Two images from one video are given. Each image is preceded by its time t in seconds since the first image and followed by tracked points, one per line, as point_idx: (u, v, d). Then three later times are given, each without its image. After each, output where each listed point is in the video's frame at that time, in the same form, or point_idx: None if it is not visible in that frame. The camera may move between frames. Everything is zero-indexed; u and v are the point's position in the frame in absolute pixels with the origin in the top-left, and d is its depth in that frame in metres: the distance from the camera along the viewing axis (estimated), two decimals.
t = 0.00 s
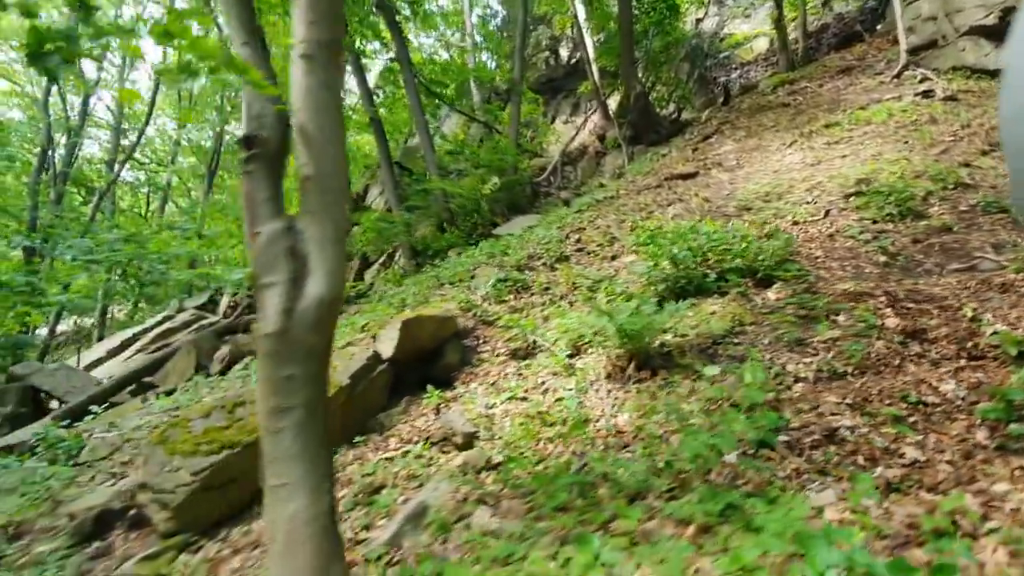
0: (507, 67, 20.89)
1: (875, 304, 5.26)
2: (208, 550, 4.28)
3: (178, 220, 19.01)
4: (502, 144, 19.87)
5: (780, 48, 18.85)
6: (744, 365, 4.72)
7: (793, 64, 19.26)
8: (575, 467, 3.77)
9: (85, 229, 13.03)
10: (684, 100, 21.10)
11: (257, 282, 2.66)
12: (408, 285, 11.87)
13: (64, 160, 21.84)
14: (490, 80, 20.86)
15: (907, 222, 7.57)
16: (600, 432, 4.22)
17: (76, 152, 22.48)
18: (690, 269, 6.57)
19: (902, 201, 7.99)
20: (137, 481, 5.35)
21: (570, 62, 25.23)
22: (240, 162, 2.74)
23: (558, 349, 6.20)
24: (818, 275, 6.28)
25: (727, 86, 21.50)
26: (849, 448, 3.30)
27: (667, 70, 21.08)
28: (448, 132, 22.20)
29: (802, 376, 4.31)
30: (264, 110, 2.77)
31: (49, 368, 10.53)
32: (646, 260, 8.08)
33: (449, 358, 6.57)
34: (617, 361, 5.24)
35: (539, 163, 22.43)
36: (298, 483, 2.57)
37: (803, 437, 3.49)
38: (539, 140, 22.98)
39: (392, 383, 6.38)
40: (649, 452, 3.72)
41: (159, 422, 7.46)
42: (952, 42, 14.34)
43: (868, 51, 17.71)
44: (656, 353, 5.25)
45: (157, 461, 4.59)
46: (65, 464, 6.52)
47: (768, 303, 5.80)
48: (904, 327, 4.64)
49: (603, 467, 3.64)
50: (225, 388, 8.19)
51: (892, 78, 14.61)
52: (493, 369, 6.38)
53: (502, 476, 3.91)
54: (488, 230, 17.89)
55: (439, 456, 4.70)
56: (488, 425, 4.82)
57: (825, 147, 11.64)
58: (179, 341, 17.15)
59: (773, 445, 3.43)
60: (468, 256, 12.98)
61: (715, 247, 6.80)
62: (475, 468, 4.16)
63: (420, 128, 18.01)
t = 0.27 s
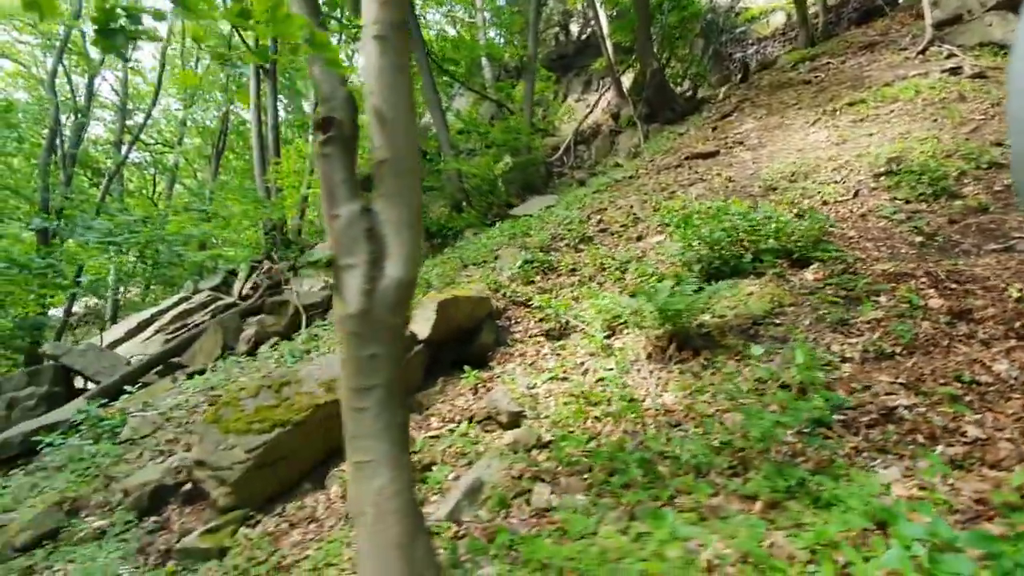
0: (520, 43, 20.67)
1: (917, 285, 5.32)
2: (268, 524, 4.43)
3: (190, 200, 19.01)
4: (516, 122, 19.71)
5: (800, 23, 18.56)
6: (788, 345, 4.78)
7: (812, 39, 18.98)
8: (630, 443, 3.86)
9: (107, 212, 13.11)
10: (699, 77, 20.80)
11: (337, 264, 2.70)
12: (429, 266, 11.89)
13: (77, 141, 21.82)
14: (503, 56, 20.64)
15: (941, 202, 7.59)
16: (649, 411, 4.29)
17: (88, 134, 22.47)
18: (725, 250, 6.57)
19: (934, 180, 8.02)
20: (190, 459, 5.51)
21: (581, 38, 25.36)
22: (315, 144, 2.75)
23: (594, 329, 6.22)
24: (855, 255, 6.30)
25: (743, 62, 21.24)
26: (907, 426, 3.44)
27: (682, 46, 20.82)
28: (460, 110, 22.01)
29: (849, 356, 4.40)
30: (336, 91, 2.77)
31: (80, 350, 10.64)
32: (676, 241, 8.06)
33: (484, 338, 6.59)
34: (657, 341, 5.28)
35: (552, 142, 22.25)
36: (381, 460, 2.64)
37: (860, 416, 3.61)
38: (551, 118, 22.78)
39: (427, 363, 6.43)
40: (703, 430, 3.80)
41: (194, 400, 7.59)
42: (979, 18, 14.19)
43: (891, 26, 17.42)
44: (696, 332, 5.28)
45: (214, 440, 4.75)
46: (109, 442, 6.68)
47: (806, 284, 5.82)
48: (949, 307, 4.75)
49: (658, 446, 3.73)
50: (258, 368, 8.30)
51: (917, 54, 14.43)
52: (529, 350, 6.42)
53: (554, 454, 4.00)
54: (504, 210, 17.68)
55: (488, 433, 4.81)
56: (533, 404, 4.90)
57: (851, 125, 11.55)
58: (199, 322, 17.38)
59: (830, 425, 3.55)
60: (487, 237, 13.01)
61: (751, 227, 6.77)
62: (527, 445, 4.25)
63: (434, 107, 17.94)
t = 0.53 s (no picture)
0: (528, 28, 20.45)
1: (957, 271, 5.27)
2: (311, 512, 4.42)
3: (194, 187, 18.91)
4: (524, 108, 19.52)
5: (813, 8, 18.37)
6: (831, 332, 4.75)
7: (825, 24, 18.80)
8: (681, 430, 3.83)
9: (115, 201, 13.04)
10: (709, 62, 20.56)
11: (404, 249, 2.63)
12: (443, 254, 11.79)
13: (78, 128, 21.61)
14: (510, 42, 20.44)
15: (970, 188, 7.54)
16: (695, 398, 4.26)
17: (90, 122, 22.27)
18: (754, 237, 6.52)
19: (962, 167, 7.97)
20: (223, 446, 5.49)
21: (587, 23, 25.16)
22: (381, 125, 2.65)
23: (624, 316, 6.15)
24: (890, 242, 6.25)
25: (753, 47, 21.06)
26: (968, 413, 3.43)
27: (692, 30, 20.60)
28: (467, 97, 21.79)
29: (897, 343, 4.38)
30: (397, 71, 2.63)
31: (96, 338, 10.59)
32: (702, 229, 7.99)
33: (513, 326, 6.52)
34: (695, 328, 5.23)
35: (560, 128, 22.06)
36: (452, 449, 2.60)
37: (917, 403, 3.61)
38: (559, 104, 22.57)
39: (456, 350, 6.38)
40: (758, 416, 3.80)
41: (216, 388, 7.56)
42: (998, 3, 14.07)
43: (906, 10, 17.25)
44: (734, 319, 5.23)
45: (254, 427, 4.72)
46: (135, 430, 6.65)
47: (842, 271, 5.78)
48: (995, 294, 4.73)
49: (712, 433, 3.71)
50: (278, 356, 8.25)
51: (935, 39, 14.31)
52: (558, 337, 6.38)
53: (602, 441, 3.97)
54: (514, 197, 17.44)
55: (528, 420, 4.78)
56: (572, 392, 4.86)
57: (871, 112, 11.46)
58: (208, 311, 17.44)
59: (888, 412, 3.54)
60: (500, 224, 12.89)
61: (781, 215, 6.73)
62: (572, 432, 4.21)
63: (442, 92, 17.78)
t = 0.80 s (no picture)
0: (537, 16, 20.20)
1: (1009, 259, 5.14)
2: (354, 507, 4.30)
3: (202, 179, 18.81)
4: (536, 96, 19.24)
5: None
6: (885, 324, 4.62)
7: (842, 10, 18.53)
8: (741, 422, 3.71)
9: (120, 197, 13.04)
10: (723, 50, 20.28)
11: (479, 234, 2.48)
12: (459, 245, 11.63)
13: (81, 120, 21.40)
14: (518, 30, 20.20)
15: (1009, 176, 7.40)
16: (750, 390, 4.13)
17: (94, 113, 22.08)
18: (795, 223, 6.34)
19: (998, 154, 7.82)
20: (255, 440, 5.38)
21: (594, 11, 24.97)
22: (453, 101, 2.50)
23: (660, 306, 5.98)
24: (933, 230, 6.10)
25: (766, 34, 20.80)
26: None
27: (704, 17, 20.34)
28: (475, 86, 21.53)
29: (957, 333, 4.26)
30: (464, 46, 2.47)
31: (111, 331, 10.47)
32: (732, 218, 7.81)
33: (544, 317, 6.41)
34: (740, 319, 5.10)
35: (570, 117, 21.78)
36: (530, 444, 2.48)
37: (994, 395, 3.49)
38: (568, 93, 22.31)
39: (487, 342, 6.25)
40: (822, 410, 3.69)
41: (238, 381, 7.44)
42: None
43: None
44: (779, 309, 5.10)
45: (292, 421, 4.60)
46: (159, 424, 6.54)
47: (887, 260, 5.64)
48: None
49: (776, 428, 3.59)
50: (299, 348, 8.13)
51: (957, 25, 14.11)
52: (591, 328, 6.23)
53: (658, 435, 3.84)
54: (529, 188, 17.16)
55: (572, 413, 4.66)
56: (616, 384, 4.71)
57: (897, 99, 11.30)
58: (218, 303, 17.29)
59: (963, 405, 3.42)
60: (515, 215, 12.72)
61: (819, 201, 6.53)
62: (622, 425, 4.08)
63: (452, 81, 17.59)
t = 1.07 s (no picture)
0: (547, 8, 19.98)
1: None
2: (399, 507, 4.19)
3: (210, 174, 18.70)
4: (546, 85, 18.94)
5: None
6: (942, 319, 4.53)
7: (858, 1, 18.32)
8: (806, 420, 3.64)
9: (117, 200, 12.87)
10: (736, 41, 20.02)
11: (563, 225, 2.34)
12: (476, 240, 11.51)
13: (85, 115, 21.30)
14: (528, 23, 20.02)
15: None
16: (810, 387, 4.03)
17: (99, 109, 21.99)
18: (839, 214, 6.20)
19: None
20: (289, 439, 5.27)
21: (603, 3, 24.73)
22: (534, 84, 2.35)
23: (699, 300, 5.83)
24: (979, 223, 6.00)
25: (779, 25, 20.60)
26: None
27: (716, 8, 20.14)
28: (484, 79, 21.34)
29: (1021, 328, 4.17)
30: (538, 25, 2.33)
31: (126, 327, 10.30)
32: (764, 211, 7.68)
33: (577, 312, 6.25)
34: (788, 313, 4.98)
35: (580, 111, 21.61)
36: (617, 447, 2.34)
37: None
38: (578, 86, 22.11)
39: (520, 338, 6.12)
40: (892, 408, 3.62)
41: (262, 378, 7.33)
42: None
43: None
44: (828, 303, 4.98)
45: (333, 420, 4.47)
46: (186, 422, 6.43)
47: (935, 254, 5.55)
48: None
49: (845, 428, 3.51)
50: (321, 344, 8.01)
51: (978, 16, 13.95)
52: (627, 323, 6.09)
53: (719, 433, 3.74)
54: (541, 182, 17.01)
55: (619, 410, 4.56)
56: (664, 379, 4.58)
57: (922, 90, 11.16)
58: (228, 299, 17.00)
59: None
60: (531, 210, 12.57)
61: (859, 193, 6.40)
62: (676, 421, 3.95)
63: (464, 73, 17.45)
